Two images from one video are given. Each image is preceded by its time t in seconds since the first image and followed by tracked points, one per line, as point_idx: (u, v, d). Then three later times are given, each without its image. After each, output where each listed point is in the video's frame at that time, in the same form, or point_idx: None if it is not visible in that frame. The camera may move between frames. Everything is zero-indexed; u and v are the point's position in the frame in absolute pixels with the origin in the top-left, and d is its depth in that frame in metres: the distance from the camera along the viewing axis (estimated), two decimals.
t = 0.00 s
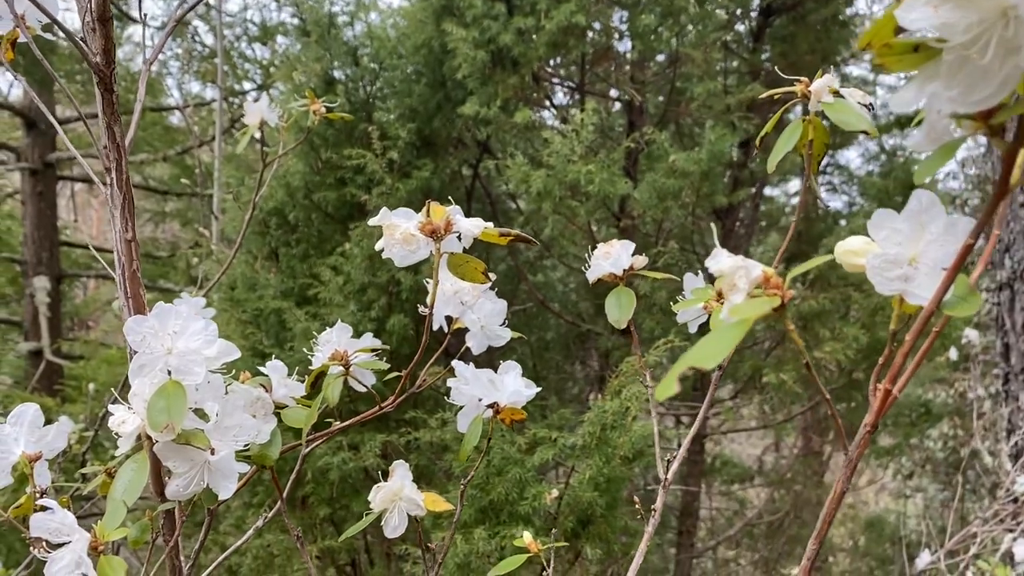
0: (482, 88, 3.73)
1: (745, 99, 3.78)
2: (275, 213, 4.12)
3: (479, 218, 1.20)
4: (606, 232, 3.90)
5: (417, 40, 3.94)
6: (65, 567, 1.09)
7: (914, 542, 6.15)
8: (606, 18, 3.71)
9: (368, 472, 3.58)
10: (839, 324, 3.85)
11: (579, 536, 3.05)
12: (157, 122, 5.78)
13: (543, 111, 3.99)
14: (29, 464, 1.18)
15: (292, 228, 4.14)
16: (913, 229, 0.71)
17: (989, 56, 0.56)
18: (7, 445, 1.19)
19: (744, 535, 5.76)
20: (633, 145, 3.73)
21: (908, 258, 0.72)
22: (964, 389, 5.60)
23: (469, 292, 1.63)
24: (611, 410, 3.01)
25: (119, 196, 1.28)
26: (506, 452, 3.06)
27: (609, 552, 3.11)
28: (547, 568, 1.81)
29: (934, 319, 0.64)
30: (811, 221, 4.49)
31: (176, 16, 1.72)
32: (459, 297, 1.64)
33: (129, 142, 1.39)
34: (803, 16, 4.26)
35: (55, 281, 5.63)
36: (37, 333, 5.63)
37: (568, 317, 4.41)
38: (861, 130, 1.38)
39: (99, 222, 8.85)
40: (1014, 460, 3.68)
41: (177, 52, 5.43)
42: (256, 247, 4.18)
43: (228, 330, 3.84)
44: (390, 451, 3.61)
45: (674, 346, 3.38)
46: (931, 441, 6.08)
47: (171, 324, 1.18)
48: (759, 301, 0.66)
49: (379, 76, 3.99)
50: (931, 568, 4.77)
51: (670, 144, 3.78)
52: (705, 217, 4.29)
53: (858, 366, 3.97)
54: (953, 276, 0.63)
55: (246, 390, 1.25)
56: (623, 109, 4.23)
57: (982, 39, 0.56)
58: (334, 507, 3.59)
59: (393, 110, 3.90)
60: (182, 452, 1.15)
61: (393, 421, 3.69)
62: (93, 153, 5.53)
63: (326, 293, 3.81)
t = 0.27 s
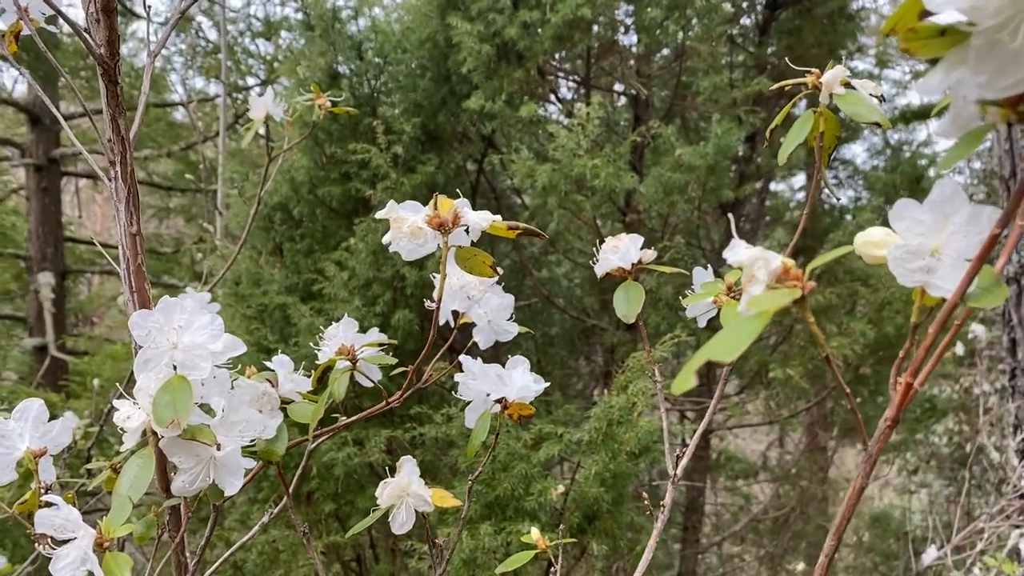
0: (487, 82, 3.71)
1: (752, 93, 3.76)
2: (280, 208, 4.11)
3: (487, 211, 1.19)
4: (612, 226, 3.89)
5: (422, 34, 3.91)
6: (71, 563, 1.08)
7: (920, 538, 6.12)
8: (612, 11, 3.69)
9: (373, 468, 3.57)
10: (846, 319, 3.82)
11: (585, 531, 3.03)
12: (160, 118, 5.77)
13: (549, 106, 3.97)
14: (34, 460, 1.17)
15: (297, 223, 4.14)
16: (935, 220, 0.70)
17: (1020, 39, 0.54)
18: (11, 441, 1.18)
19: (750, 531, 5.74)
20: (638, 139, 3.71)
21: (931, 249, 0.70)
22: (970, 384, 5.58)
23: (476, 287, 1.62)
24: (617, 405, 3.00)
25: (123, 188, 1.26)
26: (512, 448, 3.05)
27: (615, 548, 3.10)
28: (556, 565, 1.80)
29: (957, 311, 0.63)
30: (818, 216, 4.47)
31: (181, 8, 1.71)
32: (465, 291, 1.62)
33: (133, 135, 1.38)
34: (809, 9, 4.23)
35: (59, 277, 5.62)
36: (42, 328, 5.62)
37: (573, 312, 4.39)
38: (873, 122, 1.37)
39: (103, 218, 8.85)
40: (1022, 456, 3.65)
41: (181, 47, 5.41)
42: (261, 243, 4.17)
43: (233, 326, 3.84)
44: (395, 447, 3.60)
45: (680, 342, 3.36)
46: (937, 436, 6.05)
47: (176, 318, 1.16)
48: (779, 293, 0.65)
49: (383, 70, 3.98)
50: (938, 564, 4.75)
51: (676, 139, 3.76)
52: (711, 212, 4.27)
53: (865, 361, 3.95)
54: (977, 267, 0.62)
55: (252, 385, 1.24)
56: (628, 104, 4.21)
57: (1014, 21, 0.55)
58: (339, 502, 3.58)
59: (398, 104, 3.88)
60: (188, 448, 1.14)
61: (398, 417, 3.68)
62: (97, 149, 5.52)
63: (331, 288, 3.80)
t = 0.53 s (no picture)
0: (492, 76, 3.70)
1: (759, 86, 3.73)
2: (284, 202, 4.10)
3: (495, 203, 1.18)
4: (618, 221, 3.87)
5: (426, 28, 3.87)
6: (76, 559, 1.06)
7: (925, 533, 6.10)
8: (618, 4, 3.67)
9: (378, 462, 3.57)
10: (853, 314, 3.80)
11: (591, 526, 3.02)
12: (164, 113, 5.76)
13: (554, 100, 3.95)
14: (38, 455, 1.16)
15: (301, 218, 4.13)
16: (956, 211, 0.69)
17: None
18: (15, 436, 1.17)
19: (755, 526, 5.73)
20: (644, 133, 3.69)
21: (953, 240, 0.69)
22: (975, 379, 5.55)
23: (482, 280, 1.60)
24: (623, 400, 2.99)
25: (128, 180, 1.25)
26: (518, 443, 3.04)
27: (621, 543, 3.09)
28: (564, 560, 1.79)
29: (982, 303, 0.62)
30: (824, 210, 4.45)
31: None
32: (471, 285, 1.61)
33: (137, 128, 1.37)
34: (816, 2, 4.20)
35: (63, 272, 5.62)
36: (47, 324, 5.63)
37: (578, 307, 4.38)
38: (886, 113, 1.35)
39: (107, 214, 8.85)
40: None
41: (185, 42, 5.40)
42: (265, 237, 4.16)
43: (238, 321, 3.83)
44: (400, 442, 3.59)
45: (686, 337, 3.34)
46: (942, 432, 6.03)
47: (182, 312, 1.16)
48: (798, 285, 0.64)
49: (388, 64, 3.96)
50: (944, 559, 4.74)
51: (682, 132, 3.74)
52: (717, 206, 4.25)
53: (872, 356, 3.93)
54: (1003, 258, 0.61)
55: (259, 379, 1.23)
56: (633, 98, 4.19)
57: None
58: (345, 497, 3.58)
59: (402, 98, 3.87)
60: (194, 443, 1.13)
61: (403, 412, 3.67)
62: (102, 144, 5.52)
63: (336, 283, 3.79)
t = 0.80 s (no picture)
0: (499, 70, 3.68)
1: (767, 80, 3.70)
2: (290, 197, 4.10)
3: (508, 198, 1.16)
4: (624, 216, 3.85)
5: (432, 22, 3.84)
6: (87, 556, 1.05)
7: (930, 529, 6.08)
8: None
9: (385, 458, 3.57)
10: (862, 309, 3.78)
11: (598, 523, 3.01)
12: (168, 108, 5.75)
13: (560, 94, 3.93)
14: (48, 451, 1.15)
15: (307, 213, 4.13)
16: (990, 203, 0.68)
17: None
18: (25, 432, 1.16)
19: (760, 522, 5.71)
20: (652, 127, 3.67)
21: (986, 233, 0.68)
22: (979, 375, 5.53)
23: (493, 276, 1.59)
24: (631, 396, 2.97)
25: (137, 175, 1.24)
26: (525, 439, 3.04)
27: (628, 539, 3.08)
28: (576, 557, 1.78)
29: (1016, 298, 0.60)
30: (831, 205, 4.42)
31: None
32: (481, 281, 1.60)
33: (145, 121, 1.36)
34: None
35: (68, 268, 5.62)
36: (52, 319, 5.63)
37: (584, 303, 4.36)
38: (903, 106, 1.33)
39: (112, 209, 8.85)
40: None
41: (189, 37, 5.38)
42: (271, 233, 4.15)
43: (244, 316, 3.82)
44: (407, 437, 3.59)
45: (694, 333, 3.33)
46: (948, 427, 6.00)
47: (192, 308, 1.15)
48: (829, 280, 0.62)
49: (393, 58, 3.94)
50: (951, 556, 4.72)
51: (689, 127, 3.72)
52: (724, 201, 4.23)
53: (880, 351, 3.91)
54: None
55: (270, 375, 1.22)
56: (640, 92, 4.17)
57: None
58: (351, 492, 3.57)
59: (408, 93, 3.86)
60: (205, 439, 1.12)
61: (409, 407, 3.66)
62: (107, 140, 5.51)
63: (342, 278, 3.78)
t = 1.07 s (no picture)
0: (506, 64, 3.66)
1: (775, 74, 3.68)
2: (295, 192, 4.08)
3: (522, 189, 1.14)
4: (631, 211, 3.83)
5: (438, 16, 3.82)
6: (97, 552, 1.04)
7: (936, 526, 6.06)
8: None
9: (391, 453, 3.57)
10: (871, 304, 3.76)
11: (606, 518, 2.99)
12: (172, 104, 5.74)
13: (566, 88, 3.91)
14: (58, 445, 1.15)
15: (312, 208, 4.11)
16: None
17: None
18: (34, 427, 1.15)
19: (766, 518, 5.69)
20: (660, 121, 3.65)
21: None
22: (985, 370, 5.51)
23: (504, 270, 1.58)
24: (639, 391, 2.96)
25: (147, 166, 1.23)
26: (533, 434, 3.03)
27: (636, 535, 3.07)
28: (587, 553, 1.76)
29: None
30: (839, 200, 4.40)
31: None
32: (492, 274, 1.58)
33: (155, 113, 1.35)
34: None
35: (73, 263, 5.61)
36: (56, 315, 5.63)
37: (590, 298, 4.35)
38: (922, 98, 1.32)
39: (116, 204, 8.84)
40: None
41: (194, 32, 5.36)
42: (276, 228, 4.14)
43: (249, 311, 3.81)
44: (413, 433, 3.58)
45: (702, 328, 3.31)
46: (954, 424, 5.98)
47: (203, 300, 1.13)
48: (863, 271, 0.61)
49: (399, 52, 3.93)
50: (958, 553, 4.70)
51: (697, 121, 3.70)
52: (731, 196, 4.21)
53: (888, 347, 3.89)
54: None
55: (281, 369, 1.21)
56: (647, 87, 4.15)
57: None
58: (357, 488, 3.56)
59: (414, 87, 3.84)
60: (216, 434, 1.11)
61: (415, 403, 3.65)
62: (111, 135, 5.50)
63: (348, 273, 3.77)
